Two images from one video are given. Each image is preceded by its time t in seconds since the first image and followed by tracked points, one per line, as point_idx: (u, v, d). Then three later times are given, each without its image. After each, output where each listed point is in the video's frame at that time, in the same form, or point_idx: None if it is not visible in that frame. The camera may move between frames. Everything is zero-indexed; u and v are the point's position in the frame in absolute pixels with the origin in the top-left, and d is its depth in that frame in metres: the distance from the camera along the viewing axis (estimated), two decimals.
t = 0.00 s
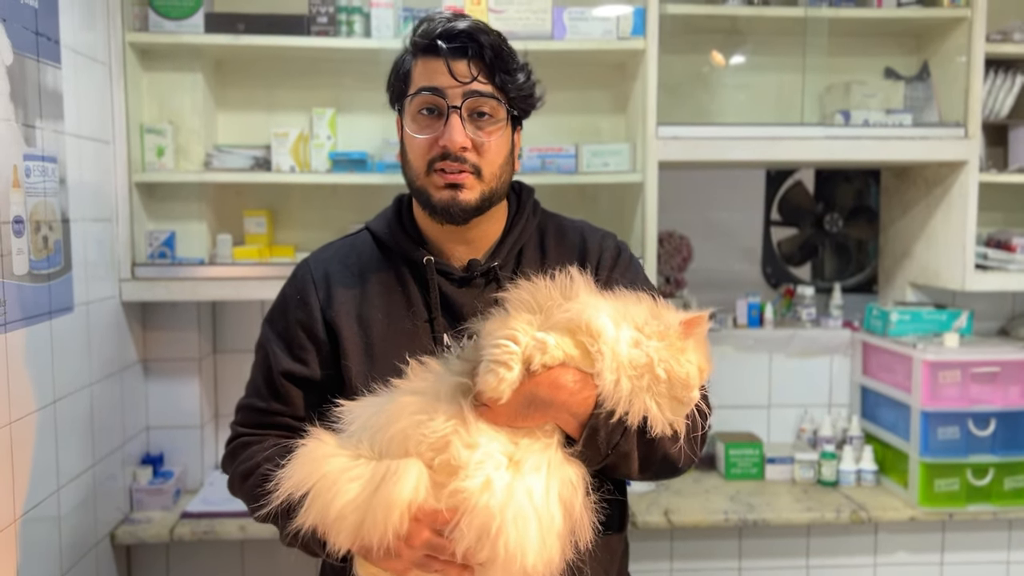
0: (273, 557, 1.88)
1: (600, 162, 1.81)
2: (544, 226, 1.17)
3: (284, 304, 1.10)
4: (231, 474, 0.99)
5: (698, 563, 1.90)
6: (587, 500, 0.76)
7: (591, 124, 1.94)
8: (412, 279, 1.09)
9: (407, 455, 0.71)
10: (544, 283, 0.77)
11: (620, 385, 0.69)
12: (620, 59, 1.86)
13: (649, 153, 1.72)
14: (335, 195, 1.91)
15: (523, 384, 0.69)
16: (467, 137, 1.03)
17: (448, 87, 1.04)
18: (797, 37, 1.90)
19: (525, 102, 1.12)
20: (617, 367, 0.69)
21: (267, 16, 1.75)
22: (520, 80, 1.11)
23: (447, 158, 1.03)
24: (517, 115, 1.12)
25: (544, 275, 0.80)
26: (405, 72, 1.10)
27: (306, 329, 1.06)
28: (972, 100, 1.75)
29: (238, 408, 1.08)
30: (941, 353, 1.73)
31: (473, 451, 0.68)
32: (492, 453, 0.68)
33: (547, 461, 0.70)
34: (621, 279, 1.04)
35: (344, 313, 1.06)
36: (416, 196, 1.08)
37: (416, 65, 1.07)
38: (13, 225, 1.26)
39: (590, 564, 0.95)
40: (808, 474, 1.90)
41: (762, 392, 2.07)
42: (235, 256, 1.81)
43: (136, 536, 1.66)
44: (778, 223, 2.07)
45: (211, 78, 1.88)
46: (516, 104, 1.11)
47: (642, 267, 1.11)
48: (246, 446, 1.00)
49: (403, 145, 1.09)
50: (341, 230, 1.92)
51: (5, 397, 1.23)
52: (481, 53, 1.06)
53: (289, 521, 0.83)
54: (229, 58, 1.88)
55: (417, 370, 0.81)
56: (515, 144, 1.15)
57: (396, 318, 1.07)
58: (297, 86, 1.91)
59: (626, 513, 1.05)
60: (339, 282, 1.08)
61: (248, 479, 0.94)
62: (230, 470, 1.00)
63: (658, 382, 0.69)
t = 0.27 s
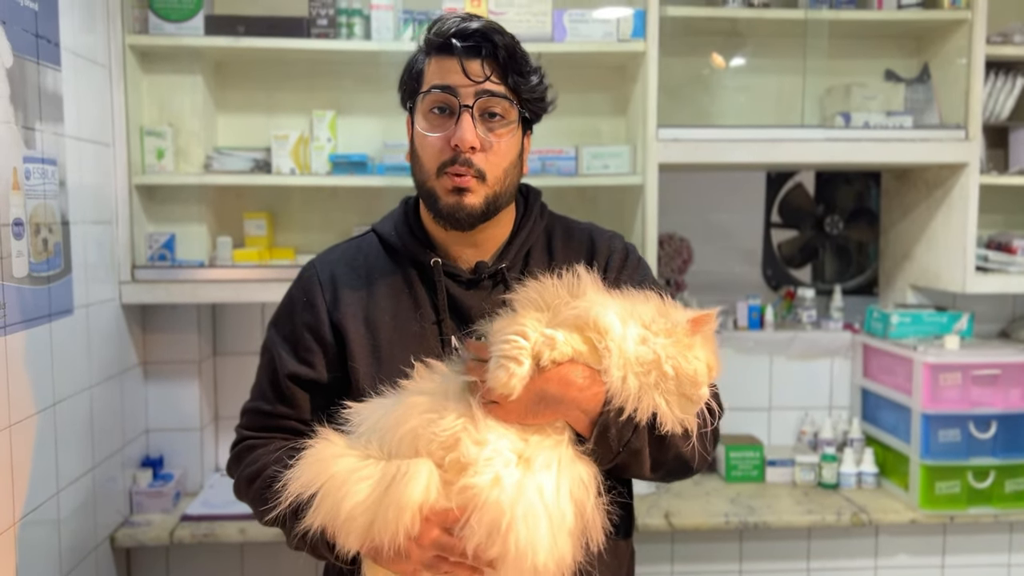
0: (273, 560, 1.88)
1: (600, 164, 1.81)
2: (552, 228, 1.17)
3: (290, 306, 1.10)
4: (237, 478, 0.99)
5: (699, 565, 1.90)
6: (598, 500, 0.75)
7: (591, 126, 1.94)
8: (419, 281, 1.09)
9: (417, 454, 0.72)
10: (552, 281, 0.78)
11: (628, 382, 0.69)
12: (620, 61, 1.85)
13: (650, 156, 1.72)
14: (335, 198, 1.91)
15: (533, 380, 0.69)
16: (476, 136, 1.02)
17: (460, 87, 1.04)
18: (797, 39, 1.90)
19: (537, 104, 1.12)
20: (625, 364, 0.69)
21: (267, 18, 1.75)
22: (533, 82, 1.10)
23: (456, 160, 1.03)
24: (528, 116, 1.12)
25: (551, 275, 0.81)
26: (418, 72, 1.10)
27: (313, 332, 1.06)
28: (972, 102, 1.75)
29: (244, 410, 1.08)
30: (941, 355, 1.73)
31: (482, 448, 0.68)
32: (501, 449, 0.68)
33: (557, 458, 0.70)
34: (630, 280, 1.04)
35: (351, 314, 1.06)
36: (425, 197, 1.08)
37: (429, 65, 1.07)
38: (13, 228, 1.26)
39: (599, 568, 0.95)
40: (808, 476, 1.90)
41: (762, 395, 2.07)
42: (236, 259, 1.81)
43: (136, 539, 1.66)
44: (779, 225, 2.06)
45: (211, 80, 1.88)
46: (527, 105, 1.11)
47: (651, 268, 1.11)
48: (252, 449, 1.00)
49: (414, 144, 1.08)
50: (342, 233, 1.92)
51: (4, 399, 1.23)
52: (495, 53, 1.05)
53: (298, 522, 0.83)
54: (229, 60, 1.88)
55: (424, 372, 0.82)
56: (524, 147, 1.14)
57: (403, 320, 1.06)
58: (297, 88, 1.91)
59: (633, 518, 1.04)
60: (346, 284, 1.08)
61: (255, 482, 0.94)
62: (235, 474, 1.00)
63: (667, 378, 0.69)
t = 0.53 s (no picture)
0: (273, 561, 1.88)
1: (600, 166, 1.82)
2: (558, 228, 1.16)
3: (296, 310, 1.09)
4: (244, 485, 0.98)
5: (699, 566, 1.90)
6: (609, 506, 0.75)
7: (591, 127, 1.94)
8: (425, 284, 1.09)
9: (427, 462, 0.71)
10: (562, 285, 0.77)
11: (639, 391, 0.68)
12: (620, 62, 1.85)
13: (650, 157, 1.72)
14: (335, 200, 1.90)
15: (544, 389, 0.69)
16: (480, 137, 1.02)
17: (462, 89, 1.04)
18: (797, 40, 1.90)
19: (539, 103, 1.12)
20: (636, 373, 0.69)
21: (266, 19, 1.75)
22: (535, 81, 1.11)
23: (461, 162, 1.02)
24: (531, 116, 1.12)
25: (561, 278, 0.81)
26: (418, 74, 1.10)
27: (319, 337, 1.05)
28: (972, 104, 1.75)
29: (250, 417, 1.07)
30: (942, 357, 1.73)
31: (494, 454, 0.68)
32: (513, 456, 0.68)
33: (569, 465, 0.69)
34: (639, 281, 1.04)
35: (358, 318, 1.05)
36: (430, 201, 1.07)
37: (428, 67, 1.07)
38: (13, 229, 1.26)
39: (609, 574, 0.94)
40: (809, 477, 1.90)
41: (763, 396, 2.07)
42: (236, 260, 1.81)
43: (136, 540, 1.65)
44: (779, 226, 2.06)
45: (211, 82, 1.88)
46: (529, 103, 1.11)
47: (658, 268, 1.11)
48: (259, 456, 0.99)
49: (416, 148, 1.08)
50: (342, 234, 1.92)
51: (5, 401, 1.23)
52: (496, 54, 1.05)
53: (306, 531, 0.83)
54: (229, 61, 1.88)
55: (433, 376, 0.81)
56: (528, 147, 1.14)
57: (410, 323, 1.06)
58: (297, 90, 1.91)
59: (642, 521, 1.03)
60: (352, 288, 1.08)
61: (263, 489, 0.93)
62: (242, 481, 1.00)
63: (678, 387, 0.69)
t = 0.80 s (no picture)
0: (273, 562, 1.88)
1: (601, 166, 1.81)
2: (566, 229, 1.16)
3: (303, 313, 1.10)
4: (253, 490, 0.98)
5: (699, 567, 1.90)
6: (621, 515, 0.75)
7: (591, 127, 1.94)
8: (432, 286, 1.09)
9: (441, 474, 0.71)
10: (574, 293, 0.77)
11: (654, 403, 0.68)
12: (620, 63, 1.85)
13: (650, 157, 1.72)
14: (335, 200, 1.91)
15: (559, 401, 0.69)
16: (449, 140, 1.02)
17: (422, 95, 1.04)
18: (797, 40, 1.90)
19: (508, 85, 1.08)
20: (652, 384, 0.68)
21: (266, 20, 1.75)
22: (496, 65, 1.07)
23: (436, 168, 1.03)
24: (504, 101, 1.09)
25: (572, 284, 0.80)
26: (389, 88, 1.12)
27: (327, 340, 1.06)
28: (972, 104, 1.75)
29: (258, 420, 1.08)
30: (942, 357, 1.73)
31: (509, 464, 0.68)
32: (528, 467, 0.68)
33: (584, 475, 0.70)
34: (648, 282, 1.04)
35: (365, 322, 1.06)
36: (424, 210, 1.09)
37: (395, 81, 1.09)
38: (13, 229, 1.25)
39: None
40: (809, 478, 1.90)
41: (763, 397, 2.07)
42: (235, 260, 1.81)
43: (136, 541, 1.65)
44: (779, 227, 2.06)
45: (211, 82, 1.88)
46: (501, 91, 1.08)
47: (667, 269, 1.11)
48: (268, 461, 0.99)
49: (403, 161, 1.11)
50: (342, 235, 1.92)
51: (5, 401, 1.23)
52: (447, 52, 1.04)
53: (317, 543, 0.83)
54: (229, 61, 1.88)
55: (443, 383, 0.80)
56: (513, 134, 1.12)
57: (418, 326, 1.06)
58: (297, 90, 1.91)
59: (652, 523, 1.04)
60: (358, 290, 1.08)
61: (272, 494, 0.93)
62: (251, 486, 1.00)
63: (695, 397, 0.69)
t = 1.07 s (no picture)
0: (274, 561, 1.88)
1: (601, 166, 1.81)
2: (569, 224, 1.16)
3: (306, 306, 1.10)
4: (252, 482, 0.98)
5: (699, 567, 1.90)
6: (625, 508, 0.75)
7: (591, 127, 1.94)
8: (435, 284, 1.09)
9: (445, 472, 0.71)
10: (572, 284, 0.77)
11: (654, 388, 0.68)
12: (620, 63, 1.86)
13: (650, 157, 1.72)
14: (335, 200, 1.91)
15: (557, 390, 0.69)
16: (456, 139, 1.02)
17: (431, 92, 1.04)
18: (797, 40, 1.90)
19: (516, 87, 1.09)
20: (650, 369, 0.68)
21: (267, 20, 1.75)
22: (505, 66, 1.07)
23: (441, 166, 1.02)
24: (512, 102, 1.09)
25: (570, 277, 0.80)
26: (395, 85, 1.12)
27: (331, 334, 1.06)
28: (972, 103, 1.75)
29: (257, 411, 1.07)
30: (943, 356, 1.73)
31: (509, 459, 0.68)
32: (529, 460, 0.68)
33: (586, 467, 0.69)
34: (652, 276, 1.04)
35: (369, 319, 1.06)
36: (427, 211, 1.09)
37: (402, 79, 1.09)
38: (13, 229, 1.25)
39: None
40: (810, 477, 1.90)
41: (764, 396, 2.07)
42: (236, 260, 1.81)
43: (136, 541, 1.66)
44: (779, 226, 2.06)
45: (212, 82, 1.88)
46: (508, 90, 1.08)
47: (671, 265, 1.11)
48: (268, 453, 0.99)
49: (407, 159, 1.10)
50: (342, 235, 1.92)
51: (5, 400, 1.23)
52: (457, 50, 1.04)
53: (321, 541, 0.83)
54: (229, 61, 1.88)
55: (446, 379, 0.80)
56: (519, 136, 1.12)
57: (421, 324, 1.06)
58: (298, 90, 1.91)
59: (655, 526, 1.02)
60: (362, 285, 1.08)
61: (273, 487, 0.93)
62: (250, 478, 0.99)
63: (695, 380, 0.69)
